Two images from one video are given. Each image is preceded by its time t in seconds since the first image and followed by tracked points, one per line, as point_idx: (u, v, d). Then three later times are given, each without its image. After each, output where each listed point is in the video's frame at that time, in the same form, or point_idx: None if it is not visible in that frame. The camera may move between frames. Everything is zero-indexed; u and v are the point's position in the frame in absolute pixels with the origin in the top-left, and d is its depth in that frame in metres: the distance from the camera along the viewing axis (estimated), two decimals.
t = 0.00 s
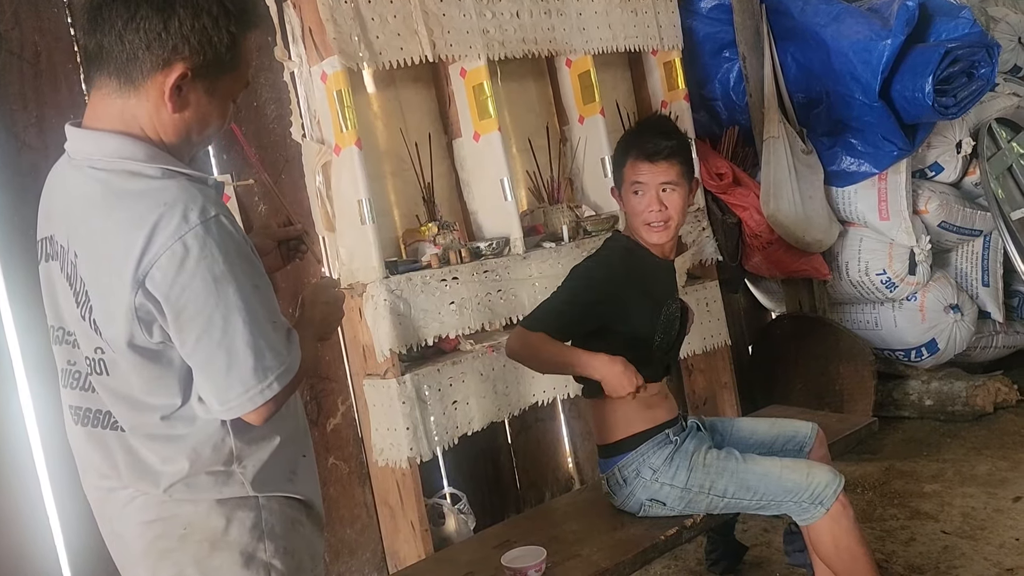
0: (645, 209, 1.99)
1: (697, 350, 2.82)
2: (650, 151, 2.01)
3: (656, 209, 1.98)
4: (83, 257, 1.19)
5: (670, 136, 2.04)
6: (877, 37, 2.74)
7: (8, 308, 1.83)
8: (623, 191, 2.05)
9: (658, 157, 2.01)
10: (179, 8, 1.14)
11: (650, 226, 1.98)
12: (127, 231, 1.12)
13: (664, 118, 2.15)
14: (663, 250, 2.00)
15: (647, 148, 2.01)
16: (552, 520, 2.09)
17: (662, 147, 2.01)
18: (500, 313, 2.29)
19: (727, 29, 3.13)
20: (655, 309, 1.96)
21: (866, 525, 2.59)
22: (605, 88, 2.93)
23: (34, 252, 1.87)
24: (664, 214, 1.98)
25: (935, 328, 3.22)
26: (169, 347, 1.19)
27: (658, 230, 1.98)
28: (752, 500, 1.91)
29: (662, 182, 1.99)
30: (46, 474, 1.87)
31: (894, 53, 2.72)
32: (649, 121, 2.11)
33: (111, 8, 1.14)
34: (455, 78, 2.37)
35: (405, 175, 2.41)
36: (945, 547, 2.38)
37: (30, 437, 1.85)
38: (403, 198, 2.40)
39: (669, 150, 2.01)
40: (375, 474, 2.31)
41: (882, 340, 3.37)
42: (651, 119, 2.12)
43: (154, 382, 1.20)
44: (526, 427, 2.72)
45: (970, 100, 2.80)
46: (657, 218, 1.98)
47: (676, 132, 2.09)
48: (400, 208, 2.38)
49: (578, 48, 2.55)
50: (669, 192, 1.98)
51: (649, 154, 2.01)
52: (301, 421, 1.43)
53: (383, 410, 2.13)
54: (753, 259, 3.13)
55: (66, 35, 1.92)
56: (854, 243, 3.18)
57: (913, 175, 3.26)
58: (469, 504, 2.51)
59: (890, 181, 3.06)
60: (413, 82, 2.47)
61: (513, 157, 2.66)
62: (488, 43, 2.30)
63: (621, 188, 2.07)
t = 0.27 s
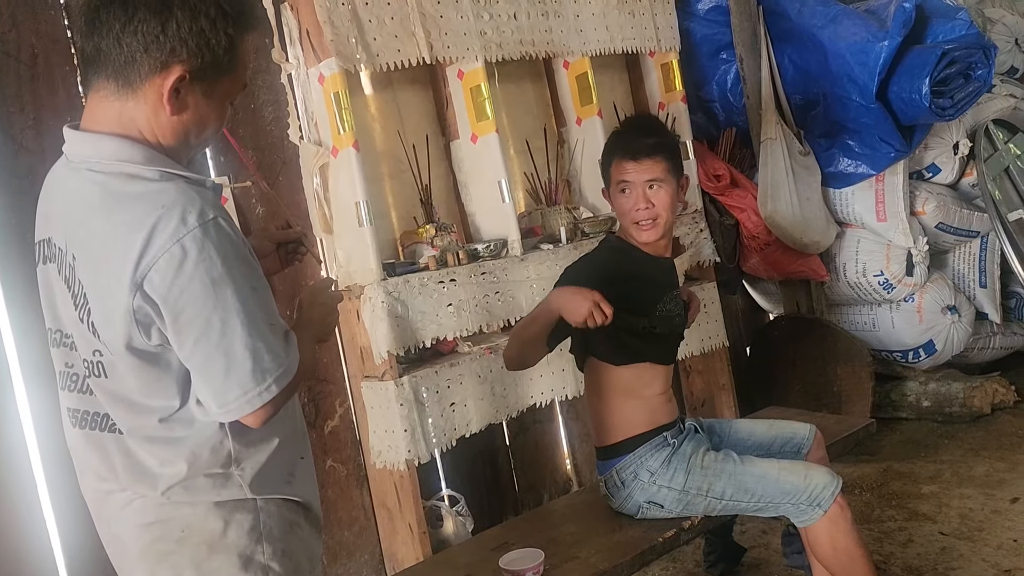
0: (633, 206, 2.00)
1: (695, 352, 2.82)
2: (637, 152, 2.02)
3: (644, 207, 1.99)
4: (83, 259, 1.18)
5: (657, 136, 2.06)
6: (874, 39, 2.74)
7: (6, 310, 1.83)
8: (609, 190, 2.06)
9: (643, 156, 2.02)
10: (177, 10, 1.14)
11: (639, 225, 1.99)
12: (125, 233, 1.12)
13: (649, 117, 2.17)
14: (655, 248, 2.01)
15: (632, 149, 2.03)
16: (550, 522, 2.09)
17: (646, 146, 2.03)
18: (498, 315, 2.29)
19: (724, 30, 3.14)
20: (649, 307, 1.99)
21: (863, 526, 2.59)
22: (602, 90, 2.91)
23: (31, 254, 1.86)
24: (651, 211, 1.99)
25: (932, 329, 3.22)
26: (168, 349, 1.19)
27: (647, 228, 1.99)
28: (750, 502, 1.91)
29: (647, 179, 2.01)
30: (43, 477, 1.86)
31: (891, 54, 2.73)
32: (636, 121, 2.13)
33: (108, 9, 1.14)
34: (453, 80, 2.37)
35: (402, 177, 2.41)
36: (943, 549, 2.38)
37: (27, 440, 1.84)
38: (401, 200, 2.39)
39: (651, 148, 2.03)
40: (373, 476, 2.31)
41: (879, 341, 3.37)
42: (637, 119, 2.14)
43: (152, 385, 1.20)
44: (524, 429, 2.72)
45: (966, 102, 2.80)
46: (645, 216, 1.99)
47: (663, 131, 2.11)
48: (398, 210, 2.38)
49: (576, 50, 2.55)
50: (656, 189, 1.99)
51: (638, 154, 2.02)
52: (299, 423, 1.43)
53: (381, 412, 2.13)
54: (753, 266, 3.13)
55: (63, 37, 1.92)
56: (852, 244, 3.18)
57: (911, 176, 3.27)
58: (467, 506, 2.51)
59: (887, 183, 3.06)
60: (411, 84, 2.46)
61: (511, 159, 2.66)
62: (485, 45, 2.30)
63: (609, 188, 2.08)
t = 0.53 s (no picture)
0: (630, 207, 2.01)
1: (694, 354, 2.82)
2: (633, 153, 2.01)
3: (640, 208, 1.99)
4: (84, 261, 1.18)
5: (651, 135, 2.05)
6: (872, 41, 2.74)
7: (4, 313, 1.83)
8: (607, 191, 2.06)
9: (637, 157, 2.01)
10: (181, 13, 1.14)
11: (637, 226, 2.00)
12: (128, 234, 1.12)
13: (644, 117, 2.16)
14: (654, 246, 2.02)
15: (625, 150, 2.02)
16: (550, 524, 2.09)
17: (639, 147, 2.02)
18: (497, 317, 2.29)
19: (722, 32, 3.14)
20: (659, 296, 1.98)
21: (862, 528, 2.59)
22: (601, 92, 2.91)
23: (30, 257, 1.86)
24: (647, 211, 1.99)
25: (931, 331, 3.23)
26: (170, 352, 1.19)
27: (644, 228, 2.00)
28: (749, 504, 1.91)
29: (642, 180, 2.00)
30: (41, 480, 1.86)
31: (889, 56, 2.73)
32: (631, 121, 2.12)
33: (117, 12, 1.14)
34: (451, 82, 2.37)
35: (401, 179, 2.41)
36: (942, 550, 2.38)
37: (26, 443, 1.84)
38: (400, 203, 2.39)
39: (644, 149, 2.02)
40: (372, 479, 2.31)
41: (878, 343, 3.37)
42: (633, 119, 2.13)
43: (153, 387, 1.20)
44: (523, 431, 2.72)
45: (964, 104, 2.80)
46: (642, 216, 1.99)
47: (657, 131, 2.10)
48: (397, 212, 2.38)
49: (575, 52, 2.55)
50: (652, 189, 1.98)
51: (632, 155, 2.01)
52: (298, 426, 1.43)
53: (380, 415, 2.13)
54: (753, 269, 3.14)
55: (62, 40, 1.92)
56: (851, 246, 3.19)
57: (908, 177, 3.26)
58: (466, 508, 2.51)
59: (886, 185, 3.07)
60: (409, 87, 2.47)
61: (510, 161, 2.65)
62: (484, 47, 2.30)
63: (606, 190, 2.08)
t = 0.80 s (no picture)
0: (637, 208, 1.99)
1: (694, 356, 2.82)
2: (636, 155, 2.02)
3: (649, 209, 1.98)
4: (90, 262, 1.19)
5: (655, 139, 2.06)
6: (871, 43, 2.75)
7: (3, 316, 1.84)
8: (613, 194, 2.05)
9: (643, 159, 2.01)
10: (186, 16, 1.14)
11: (645, 227, 1.99)
12: (135, 235, 1.13)
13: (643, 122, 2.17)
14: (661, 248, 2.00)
15: (631, 152, 2.03)
16: (550, 526, 2.09)
17: (644, 149, 2.02)
18: (496, 319, 2.30)
19: (721, 34, 3.14)
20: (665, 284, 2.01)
21: (863, 530, 2.59)
22: (601, 94, 2.91)
23: (29, 260, 1.86)
24: (655, 212, 1.98)
25: (931, 333, 3.23)
26: (173, 352, 1.20)
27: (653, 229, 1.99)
28: (749, 506, 1.91)
29: (651, 181, 2.00)
30: (40, 482, 1.86)
31: (888, 58, 2.73)
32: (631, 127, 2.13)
33: (128, 14, 1.13)
34: (451, 85, 2.38)
35: (401, 181, 2.40)
36: (943, 552, 2.38)
37: (25, 446, 1.85)
38: (400, 206, 2.39)
39: (651, 152, 2.02)
40: (372, 482, 2.31)
41: (878, 345, 3.37)
42: (634, 124, 2.14)
43: (157, 389, 1.21)
44: (523, 434, 2.72)
45: (963, 106, 2.81)
46: (650, 218, 1.98)
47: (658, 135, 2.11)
48: (397, 214, 2.38)
49: (574, 54, 2.55)
50: (660, 190, 1.98)
51: (637, 158, 2.02)
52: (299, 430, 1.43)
53: (379, 417, 2.13)
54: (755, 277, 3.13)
55: (62, 43, 1.92)
56: (850, 248, 3.20)
57: (908, 179, 3.27)
58: (466, 510, 2.51)
59: (885, 186, 3.08)
60: (409, 89, 2.47)
61: (510, 164, 2.65)
62: (483, 49, 2.30)
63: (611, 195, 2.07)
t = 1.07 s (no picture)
0: (656, 213, 1.98)
1: (694, 356, 2.82)
2: (658, 158, 1.99)
3: (669, 215, 1.97)
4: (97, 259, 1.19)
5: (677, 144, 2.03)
6: (870, 44, 2.74)
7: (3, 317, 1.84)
8: (633, 195, 2.02)
9: (667, 163, 1.99)
10: (195, 20, 1.16)
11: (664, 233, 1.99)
12: (148, 233, 1.13)
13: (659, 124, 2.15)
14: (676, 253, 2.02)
15: (656, 156, 2.00)
16: (550, 527, 2.09)
17: (670, 153, 2.00)
18: (496, 319, 2.29)
19: (721, 35, 3.15)
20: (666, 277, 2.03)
21: (863, 531, 2.59)
22: (600, 95, 2.92)
23: (28, 261, 1.87)
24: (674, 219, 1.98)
25: (931, 333, 3.22)
26: (179, 352, 1.20)
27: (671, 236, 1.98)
28: (750, 506, 1.91)
29: (673, 187, 1.98)
30: (40, 483, 1.87)
31: (887, 59, 2.72)
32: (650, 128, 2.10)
33: (158, 18, 1.16)
34: (450, 86, 2.37)
35: (401, 182, 2.40)
36: (943, 553, 2.38)
37: (25, 447, 1.85)
38: (400, 207, 2.39)
39: (676, 156, 2.01)
40: (372, 482, 2.31)
41: (878, 345, 3.37)
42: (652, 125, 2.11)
43: (162, 388, 1.21)
44: (523, 434, 2.72)
45: (963, 107, 2.81)
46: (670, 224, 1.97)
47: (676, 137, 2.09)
48: (396, 215, 2.38)
49: (574, 55, 2.55)
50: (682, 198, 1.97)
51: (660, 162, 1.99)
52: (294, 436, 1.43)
53: (379, 418, 2.13)
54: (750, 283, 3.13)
55: (61, 44, 1.92)
56: (850, 248, 3.19)
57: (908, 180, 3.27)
58: (466, 511, 2.51)
59: (884, 187, 3.09)
60: (408, 90, 2.47)
61: (510, 164, 2.65)
62: (483, 50, 2.30)
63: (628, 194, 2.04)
